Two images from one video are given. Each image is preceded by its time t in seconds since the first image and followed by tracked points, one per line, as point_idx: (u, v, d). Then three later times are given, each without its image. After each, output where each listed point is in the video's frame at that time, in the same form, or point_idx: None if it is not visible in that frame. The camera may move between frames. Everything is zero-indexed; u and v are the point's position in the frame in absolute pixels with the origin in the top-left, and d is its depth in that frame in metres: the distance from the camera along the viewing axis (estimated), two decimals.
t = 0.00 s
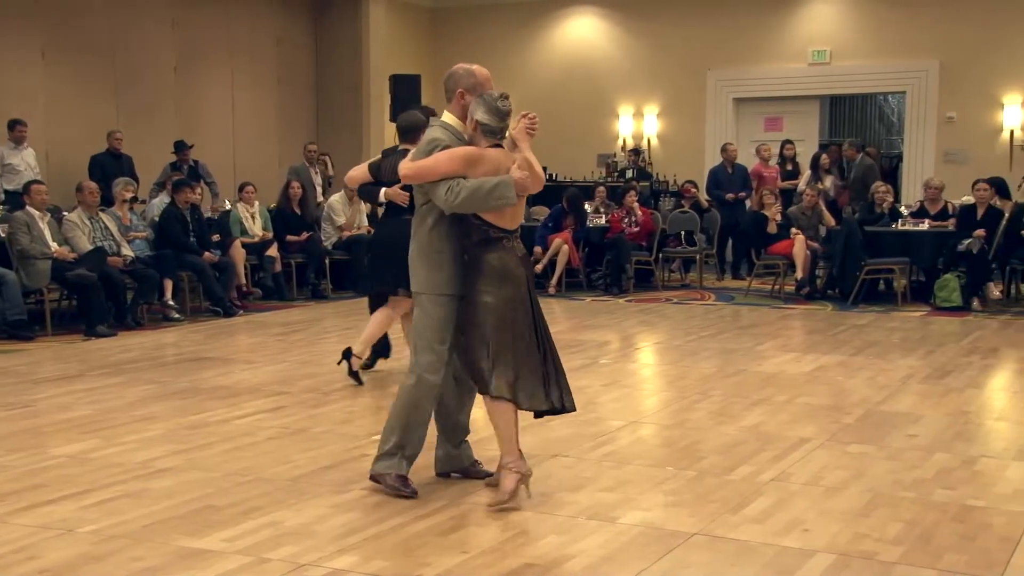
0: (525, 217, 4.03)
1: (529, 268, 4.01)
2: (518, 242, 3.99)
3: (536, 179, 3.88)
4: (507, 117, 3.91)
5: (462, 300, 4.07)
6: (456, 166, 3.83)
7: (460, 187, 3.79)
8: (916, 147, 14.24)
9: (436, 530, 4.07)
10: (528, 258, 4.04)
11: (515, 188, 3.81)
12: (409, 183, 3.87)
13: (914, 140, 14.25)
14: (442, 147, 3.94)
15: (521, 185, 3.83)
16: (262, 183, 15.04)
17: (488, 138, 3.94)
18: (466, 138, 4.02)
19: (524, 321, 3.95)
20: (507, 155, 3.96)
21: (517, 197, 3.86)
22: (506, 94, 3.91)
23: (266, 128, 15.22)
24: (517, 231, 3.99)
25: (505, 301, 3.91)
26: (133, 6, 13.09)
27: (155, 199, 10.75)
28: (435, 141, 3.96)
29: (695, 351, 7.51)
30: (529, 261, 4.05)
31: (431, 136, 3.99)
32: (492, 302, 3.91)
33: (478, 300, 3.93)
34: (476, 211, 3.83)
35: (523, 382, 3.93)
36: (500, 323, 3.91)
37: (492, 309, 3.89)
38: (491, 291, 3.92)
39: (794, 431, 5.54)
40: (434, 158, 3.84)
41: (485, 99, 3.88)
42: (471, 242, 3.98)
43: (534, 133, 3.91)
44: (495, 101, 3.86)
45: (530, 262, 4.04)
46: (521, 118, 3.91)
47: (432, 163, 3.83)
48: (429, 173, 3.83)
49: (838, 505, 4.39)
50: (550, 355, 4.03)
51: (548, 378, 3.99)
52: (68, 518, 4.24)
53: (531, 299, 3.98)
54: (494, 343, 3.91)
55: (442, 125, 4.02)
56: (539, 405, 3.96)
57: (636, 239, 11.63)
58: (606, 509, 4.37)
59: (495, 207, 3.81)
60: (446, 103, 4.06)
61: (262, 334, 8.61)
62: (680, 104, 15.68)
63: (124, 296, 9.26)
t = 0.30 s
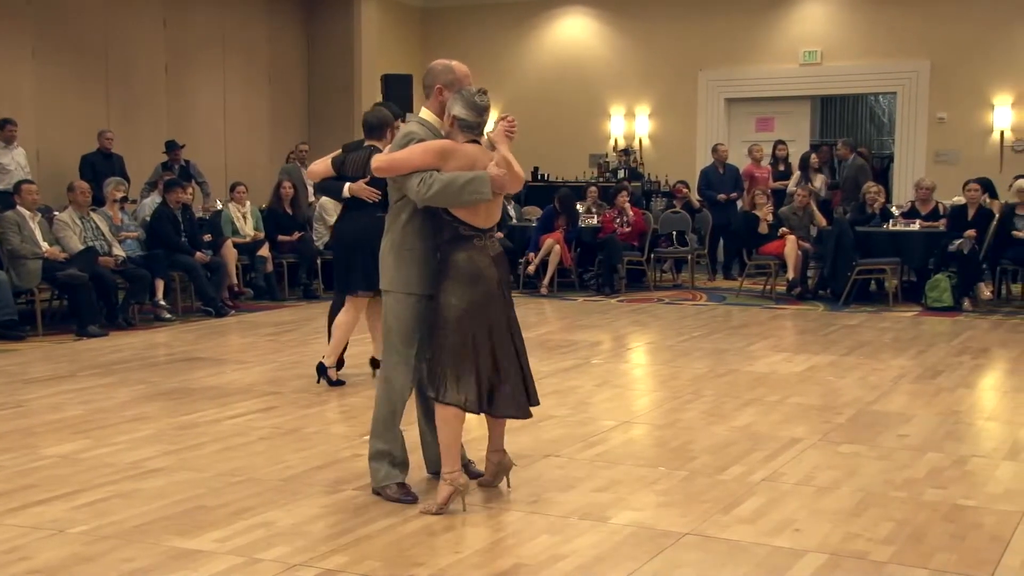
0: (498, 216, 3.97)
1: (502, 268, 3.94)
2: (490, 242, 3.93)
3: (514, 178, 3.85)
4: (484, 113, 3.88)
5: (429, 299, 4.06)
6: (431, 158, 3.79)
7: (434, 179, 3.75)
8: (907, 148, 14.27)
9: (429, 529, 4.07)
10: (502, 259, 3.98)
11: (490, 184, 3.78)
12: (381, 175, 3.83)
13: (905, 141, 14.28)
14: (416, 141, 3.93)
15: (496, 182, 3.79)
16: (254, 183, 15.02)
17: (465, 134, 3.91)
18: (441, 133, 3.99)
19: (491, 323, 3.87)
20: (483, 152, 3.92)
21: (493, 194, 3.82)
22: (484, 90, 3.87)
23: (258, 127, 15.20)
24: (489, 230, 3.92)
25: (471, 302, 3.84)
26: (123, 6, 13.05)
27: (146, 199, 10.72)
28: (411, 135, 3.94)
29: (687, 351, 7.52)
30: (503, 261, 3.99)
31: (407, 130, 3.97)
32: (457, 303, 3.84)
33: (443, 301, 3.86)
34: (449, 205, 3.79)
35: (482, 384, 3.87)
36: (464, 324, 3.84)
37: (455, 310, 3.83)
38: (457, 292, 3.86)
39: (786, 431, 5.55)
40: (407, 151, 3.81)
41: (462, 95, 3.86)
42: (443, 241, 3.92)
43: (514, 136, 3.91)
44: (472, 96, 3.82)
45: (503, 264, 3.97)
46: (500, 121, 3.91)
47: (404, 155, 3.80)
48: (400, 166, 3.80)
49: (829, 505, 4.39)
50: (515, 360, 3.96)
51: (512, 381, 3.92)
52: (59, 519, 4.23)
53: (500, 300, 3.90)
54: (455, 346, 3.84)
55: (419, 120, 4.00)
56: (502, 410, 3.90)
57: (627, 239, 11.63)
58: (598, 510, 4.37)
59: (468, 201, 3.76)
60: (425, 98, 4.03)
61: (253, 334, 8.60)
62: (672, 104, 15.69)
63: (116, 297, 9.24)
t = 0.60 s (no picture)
0: (476, 215, 3.91)
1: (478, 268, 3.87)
2: (466, 240, 3.88)
3: (493, 178, 3.79)
4: (463, 111, 3.84)
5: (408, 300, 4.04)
6: (405, 154, 3.79)
7: (410, 176, 3.73)
8: (904, 149, 14.29)
9: (426, 529, 4.06)
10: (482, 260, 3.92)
11: (468, 182, 3.73)
12: (356, 171, 3.83)
13: (902, 141, 14.30)
14: (394, 138, 3.93)
15: (474, 181, 3.74)
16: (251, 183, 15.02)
17: (442, 131, 3.88)
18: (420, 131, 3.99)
19: (462, 322, 3.81)
20: (461, 150, 3.89)
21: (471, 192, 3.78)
22: (463, 86, 3.84)
23: (256, 126, 15.20)
24: (466, 229, 3.87)
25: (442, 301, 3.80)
26: (121, 5, 13.05)
27: (143, 200, 10.77)
28: (388, 132, 3.96)
29: (684, 352, 7.52)
30: (483, 262, 3.92)
31: (386, 128, 3.98)
32: (427, 302, 3.80)
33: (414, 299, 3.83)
34: (425, 203, 3.76)
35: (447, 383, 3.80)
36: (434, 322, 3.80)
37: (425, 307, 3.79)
38: (429, 291, 3.81)
39: (783, 431, 5.56)
40: (383, 147, 3.82)
41: (441, 91, 3.84)
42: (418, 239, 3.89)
43: (495, 134, 3.82)
44: (451, 93, 3.80)
45: (482, 264, 3.91)
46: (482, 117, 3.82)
47: (378, 152, 3.81)
48: (375, 163, 3.79)
49: (827, 505, 4.39)
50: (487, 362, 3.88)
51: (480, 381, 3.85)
52: (56, 519, 4.23)
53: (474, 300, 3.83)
54: (423, 346, 3.79)
55: (399, 118, 4.00)
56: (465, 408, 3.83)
57: (625, 239, 11.63)
58: (596, 510, 4.37)
59: (445, 200, 3.73)
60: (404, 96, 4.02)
61: (251, 334, 8.59)
62: (670, 105, 15.69)
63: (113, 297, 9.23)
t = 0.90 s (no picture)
0: (459, 220, 3.90)
1: (463, 271, 3.84)
2: (451, 245, 3.85)
3: (483, 174, 3.91)
4: (440, 115, 3.86)
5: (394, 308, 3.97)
6: (383, 166, 3.77)
7: (390, 187, 3.71)
8: (900, 149, 14.31)
9: (423, 530, 4.06)
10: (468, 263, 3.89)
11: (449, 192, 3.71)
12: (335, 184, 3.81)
13: (898, 142, 14.32)
14: (373, 147, 3.91)
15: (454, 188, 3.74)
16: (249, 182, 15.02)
17: (421, 136, 3.89)
18: (400, 138, 3.98)
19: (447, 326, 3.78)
20: (442, 156, 3.89)
21: (452, 200, 3.77)
22: (439, 90, 3.87)
23: (253, 126, 15.19)
24: (449, 234, 3.85)
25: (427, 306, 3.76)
26: (118, 4, 13.03)
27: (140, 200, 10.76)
28: (369, 142, 3.94)
29: (682, 352, 7.52)
30: (470, 266, 3.90)
31: (366, 137, 3.97)
32: (412, 306, 3.76)
33: (398, 304, 3.78)
34: (406, 213, 3.73)
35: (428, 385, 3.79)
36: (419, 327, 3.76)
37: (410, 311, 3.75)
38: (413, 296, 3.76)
39: (781, 431, 5.56)
40: (361, 159, 3.79)
41: (417, 96, 3.88)
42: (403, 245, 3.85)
43: (481, 117, 3.92)
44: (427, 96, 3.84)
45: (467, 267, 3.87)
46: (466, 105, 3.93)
47: (356, 164, 3.79)
48: (354, 174, 3.77)
49: (824, 505, 4.40)
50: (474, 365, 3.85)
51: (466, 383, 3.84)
52: (54, 519, 4.22)
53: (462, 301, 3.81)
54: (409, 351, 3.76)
55: (379, 126, 3.99)
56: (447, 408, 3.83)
57: (622, 239, 11.63)
58: (593, 510, 4.37)
59: (426, 210, 3.70)
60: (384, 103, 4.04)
61: (249, 334, 8.59)
62: (668, 105, 15.70)
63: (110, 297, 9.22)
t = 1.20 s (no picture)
0: (417, 225, 3.94)
1: (415, 273, 3.90)
2: (404, 249, 3.89)
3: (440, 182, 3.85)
4: (403, 119, 3.87)
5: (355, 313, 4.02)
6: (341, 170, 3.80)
7: (346, 192, 3.76)
8: (898, 149, 14.32)
9: (421, 530, 4.06)
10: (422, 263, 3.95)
11: (403, 200, 3.73)
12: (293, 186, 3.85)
13: (896, 142, 14.33)
14: (334, 149, 3.93)
15: (409, 196, 3.75)
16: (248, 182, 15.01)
17: (382, 140, 3.91)
18: (363, 141, 3.98)
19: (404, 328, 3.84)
20: (401, 162, 3.91)
21: (408, 207, 3.77)
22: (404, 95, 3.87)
23: (251, 126, 15.18)
24: (403, 239, 3.89)
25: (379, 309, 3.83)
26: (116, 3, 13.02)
27: (138, 199, 10.74)
28: (330, 144, 3.94)
29: (680, 351, 7.52)
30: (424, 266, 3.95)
31: (328, 139, 3.97)
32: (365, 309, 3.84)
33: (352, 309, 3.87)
34: (361, 218, 3.78)
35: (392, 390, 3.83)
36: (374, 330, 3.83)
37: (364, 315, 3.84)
38: (365, 299, 3.85)
39: (779, 431, 5.56)
40: (320, 161, 3.82)
41: (383, 99, 3.89)
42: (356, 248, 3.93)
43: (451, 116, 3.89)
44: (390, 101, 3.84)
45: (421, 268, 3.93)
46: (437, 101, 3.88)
47: (315, 166, 3.82)
48: (311, 176, 3.80)
49: (822, 505, 4.39)
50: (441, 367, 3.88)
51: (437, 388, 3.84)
52: (51, 518, 4.22)
53: (414, 307, 3.85)
54: (366, 354, 3.84)
55: (344, 128, 4.00)
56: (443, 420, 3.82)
57: (620, 239, 11.64)
58: (591, 509, 4.36)
59: (378, 216, 3.74)
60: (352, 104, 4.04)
61: (246, 334, 8.58)
62: (666, 104, 15.70)
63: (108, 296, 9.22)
